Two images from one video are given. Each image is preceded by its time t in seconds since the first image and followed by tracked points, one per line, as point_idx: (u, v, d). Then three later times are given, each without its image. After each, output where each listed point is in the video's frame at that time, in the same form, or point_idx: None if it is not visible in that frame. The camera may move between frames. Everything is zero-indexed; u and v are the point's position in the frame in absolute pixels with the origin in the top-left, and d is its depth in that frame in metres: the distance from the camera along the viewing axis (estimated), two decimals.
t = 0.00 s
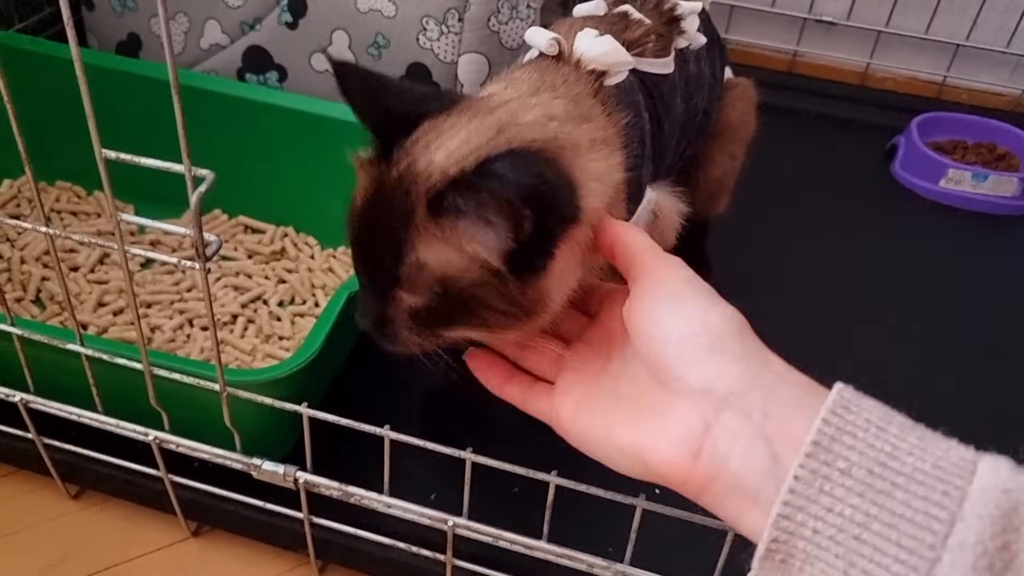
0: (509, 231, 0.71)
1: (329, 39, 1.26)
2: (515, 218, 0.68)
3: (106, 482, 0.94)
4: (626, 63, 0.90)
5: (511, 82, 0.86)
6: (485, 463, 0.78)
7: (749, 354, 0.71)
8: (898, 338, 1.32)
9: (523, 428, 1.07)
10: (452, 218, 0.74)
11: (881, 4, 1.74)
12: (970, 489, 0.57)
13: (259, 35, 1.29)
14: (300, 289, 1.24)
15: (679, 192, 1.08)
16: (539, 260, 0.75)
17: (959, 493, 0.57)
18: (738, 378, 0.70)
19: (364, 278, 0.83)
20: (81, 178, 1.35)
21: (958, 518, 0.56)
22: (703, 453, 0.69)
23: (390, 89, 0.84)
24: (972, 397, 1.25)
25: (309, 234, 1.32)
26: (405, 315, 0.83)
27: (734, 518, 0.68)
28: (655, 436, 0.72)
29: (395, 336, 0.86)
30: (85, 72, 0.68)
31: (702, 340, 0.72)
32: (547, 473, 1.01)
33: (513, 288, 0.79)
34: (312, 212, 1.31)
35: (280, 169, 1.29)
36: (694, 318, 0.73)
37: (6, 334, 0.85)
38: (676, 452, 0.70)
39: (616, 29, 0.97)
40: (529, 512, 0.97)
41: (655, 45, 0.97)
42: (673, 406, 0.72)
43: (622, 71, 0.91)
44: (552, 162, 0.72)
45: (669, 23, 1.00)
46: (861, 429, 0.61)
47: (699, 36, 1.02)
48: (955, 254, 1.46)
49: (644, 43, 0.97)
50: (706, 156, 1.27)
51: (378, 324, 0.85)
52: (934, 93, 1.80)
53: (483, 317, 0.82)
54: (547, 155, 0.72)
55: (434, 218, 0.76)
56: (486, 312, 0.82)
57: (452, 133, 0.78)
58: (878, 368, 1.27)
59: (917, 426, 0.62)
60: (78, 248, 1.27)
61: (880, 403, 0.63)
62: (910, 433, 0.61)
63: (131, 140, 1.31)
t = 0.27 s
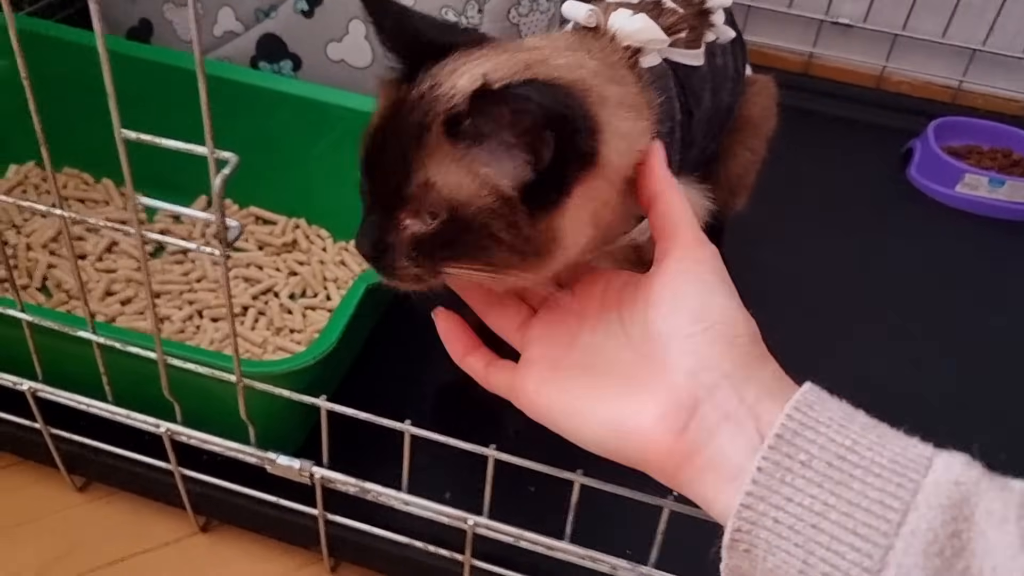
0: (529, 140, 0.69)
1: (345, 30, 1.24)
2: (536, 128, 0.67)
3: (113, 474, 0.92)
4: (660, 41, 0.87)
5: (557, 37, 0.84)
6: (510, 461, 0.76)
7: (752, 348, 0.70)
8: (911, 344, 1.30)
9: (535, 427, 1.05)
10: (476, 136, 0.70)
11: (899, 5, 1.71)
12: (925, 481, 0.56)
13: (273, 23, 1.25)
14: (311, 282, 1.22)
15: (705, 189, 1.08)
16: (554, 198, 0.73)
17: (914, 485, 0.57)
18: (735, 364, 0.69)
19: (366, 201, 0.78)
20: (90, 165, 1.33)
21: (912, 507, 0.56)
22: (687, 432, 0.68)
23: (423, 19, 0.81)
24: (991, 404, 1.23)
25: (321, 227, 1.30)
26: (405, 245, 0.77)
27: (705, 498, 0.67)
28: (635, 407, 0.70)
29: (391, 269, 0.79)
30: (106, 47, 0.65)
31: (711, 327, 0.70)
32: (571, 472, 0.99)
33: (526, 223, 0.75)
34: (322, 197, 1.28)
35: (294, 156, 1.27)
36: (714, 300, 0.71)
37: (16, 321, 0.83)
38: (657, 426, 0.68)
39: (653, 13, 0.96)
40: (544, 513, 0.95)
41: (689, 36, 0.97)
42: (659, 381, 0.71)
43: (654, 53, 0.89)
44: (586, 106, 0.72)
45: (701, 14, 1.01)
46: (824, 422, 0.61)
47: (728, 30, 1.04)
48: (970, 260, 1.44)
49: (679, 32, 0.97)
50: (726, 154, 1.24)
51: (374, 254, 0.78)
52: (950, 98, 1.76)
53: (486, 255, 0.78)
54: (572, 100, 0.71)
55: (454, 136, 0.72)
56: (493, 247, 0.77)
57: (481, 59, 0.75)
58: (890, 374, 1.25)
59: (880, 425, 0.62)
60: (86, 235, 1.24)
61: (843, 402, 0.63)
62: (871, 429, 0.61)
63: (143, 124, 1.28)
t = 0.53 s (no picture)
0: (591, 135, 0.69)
1: (378, 88, 1.26)
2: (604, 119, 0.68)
3: (147, 536, 0.91)
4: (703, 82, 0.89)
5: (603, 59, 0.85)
6: (560, 525, 0.76)
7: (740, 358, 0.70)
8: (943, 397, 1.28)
9: (568, 485, 1.04)
10: (541, 126, 0.72)
11: (916, 61, 1.72)
12: (901, 504, 0.55)
13: (307, 82, 1.28)
14: (342, 336, 1.20)
15: (738, 242, 1.11)
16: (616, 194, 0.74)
17: (890, 507, 0.55)
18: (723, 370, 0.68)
19: (420, 197, 0.77)
20: (121, 220, 1.32)
21: (887, 530, 0.54)
22: (671, 429, 0.67)
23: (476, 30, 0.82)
24: None
25: (351, 281, 1.30)
26: (459, 242, 0.76)
27: (681, 497, 0.65)
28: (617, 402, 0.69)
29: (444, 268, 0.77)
30: (172, 108, 0.66)
31: (703, 332, 0.69)
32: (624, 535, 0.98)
33: (589, 218, 0.75)
34: (353, 246, 1.28)
35: (326, 207, 1.26)
36: (710, 305, 0.70)
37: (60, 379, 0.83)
38: (639, 422, 0.67)
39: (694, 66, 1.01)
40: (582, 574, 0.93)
41: (727, 91, 1.02)
42: (644, 378, 0.69)
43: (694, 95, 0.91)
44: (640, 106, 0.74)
45: (737, 72, 1.06)
46: (802, 441, 0.60)
47: (762, 88, 1.08)
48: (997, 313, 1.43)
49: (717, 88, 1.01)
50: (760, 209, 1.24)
51: (424, 246, 0.76)
52: (967, 152, 1.74)
53: (545, 255, 0.76)
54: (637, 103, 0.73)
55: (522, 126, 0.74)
56: (553, 242, 0.76)
57: (536, 61, 0.78)
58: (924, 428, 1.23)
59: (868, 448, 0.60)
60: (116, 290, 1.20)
61: (825, 422, 0.62)
62: (850, 450, 0.59)
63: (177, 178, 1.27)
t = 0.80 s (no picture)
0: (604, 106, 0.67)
1: (382, 88, 1.25)
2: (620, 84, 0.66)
3: (143, 537, 0.90)
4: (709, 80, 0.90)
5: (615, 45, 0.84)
6: (566, 527, 0.75)
7: (732, 328, 0.68)
8: (946, 405, 1.26)
9: (567, 490, 1.03)
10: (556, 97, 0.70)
11: (920, 70, 1.72)
12: (893, 481, 0.53)
13: (311, 81, 1.27)
14: (343, 338, 1.19)
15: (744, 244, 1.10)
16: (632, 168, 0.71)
17: (882, 483, 0.53)
18: (713, 338, 0.66)
19: (431, 173, 0.75)
20: (119, 218, 1.31)
21: (878, 506, 0.52)
22: (660, 394, 0.65)
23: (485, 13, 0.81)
24: None
25: (352, 282, 1.28)
26: (470, 218, 0.74)
27: (668, 464, 0.63)
28: (604, 366, 0.68)
29: (456, 242, 0.74)
30: (177, 98, 0.65)
31: (690, 299, 0.68)
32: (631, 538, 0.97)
33: (604, 192, 0.73)
34: (355, 242, 1.26)
35: (327, 204, 1.25)
36: (700, 276, 0.70)
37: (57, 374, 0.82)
38: (628, 385, 0.66)
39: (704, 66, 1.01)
40: None
41: (736, 92, 1.02)
42: (632, 344, 0.68)
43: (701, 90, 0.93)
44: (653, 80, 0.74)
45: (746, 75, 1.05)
46: (795, 414, 0.58)
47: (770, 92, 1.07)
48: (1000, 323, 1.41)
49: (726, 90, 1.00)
50: (764, 214, 1.23)
51: (434, 220, 0.74)
52: (971, 163, 1.74)
53: (558, 230, 0.74)
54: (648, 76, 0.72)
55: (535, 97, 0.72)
56: (566, 217, 0.73)
57: (546, 42, 0.77)
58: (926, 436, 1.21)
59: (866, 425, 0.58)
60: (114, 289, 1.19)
61: (820, 397, 0.60)
62: (845, 424, 0.57)
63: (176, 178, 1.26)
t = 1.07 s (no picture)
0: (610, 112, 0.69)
1: (376, 104, 1.25)
2: (624, 92, 0.67)
3: (139, 555, 0.90)
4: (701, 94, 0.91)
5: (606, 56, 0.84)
6: (559, 542, 0.75)
7: (728, 343, 0.69)
8: (941, 416, 1.27)
9: (563, 505, 1.03)
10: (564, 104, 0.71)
11: (913, 81, 1.72)
12: (892, 500, 0.53)
13: (305, 97, 1.27)
14: (338, 352, 1.19)
15: (736, 256, 1.10)
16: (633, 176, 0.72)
17: (881, 502, 0.53)
18: (709, 353, 0.67)
19: (433, 184, 0.74)
20: (116, 235, 1.31)
21: (877, 524, 0.52)
22: (657, 410, 0.65)
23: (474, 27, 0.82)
24: None
25: (347, 297, 1.29)
26: (473, 227, 0.73)
27: (665, 478, 0.63)
28: (602, 383, 0.68)
29: (457, 253, 0.73)
30: (168, 118, 0.65)
31: (686, 315, 0.68)
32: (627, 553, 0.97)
33: (606, 200, 0.73)
34: (351, 255, 1.26)
35: (323, 219, 1.25)
36: (692, 290, 0.70)
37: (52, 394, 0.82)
38: (626, 401, 0.65)
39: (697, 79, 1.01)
40: None
41: (728, 106, 1.02)
42: (629, 361, 0.68)
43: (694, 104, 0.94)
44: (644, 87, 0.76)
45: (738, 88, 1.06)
46: (794, 431, 0.57)
47: (763, 105, 1.08)
48: (995, 333, 1.42)
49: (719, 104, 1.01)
50: (758, 227, 1.24)
51: (438, 231, 0.73)
52: (966, 172, 1.74)
53: (560, 238, 0.74)
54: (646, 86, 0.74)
55: (536, 106, 0.73)
56: (568, 225, 0.73)
57: (539, 54, 0.78)
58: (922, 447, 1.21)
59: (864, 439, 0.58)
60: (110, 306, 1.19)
61: (818, 413, 0.59)
62: (843, 441, 0.57)
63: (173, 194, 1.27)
